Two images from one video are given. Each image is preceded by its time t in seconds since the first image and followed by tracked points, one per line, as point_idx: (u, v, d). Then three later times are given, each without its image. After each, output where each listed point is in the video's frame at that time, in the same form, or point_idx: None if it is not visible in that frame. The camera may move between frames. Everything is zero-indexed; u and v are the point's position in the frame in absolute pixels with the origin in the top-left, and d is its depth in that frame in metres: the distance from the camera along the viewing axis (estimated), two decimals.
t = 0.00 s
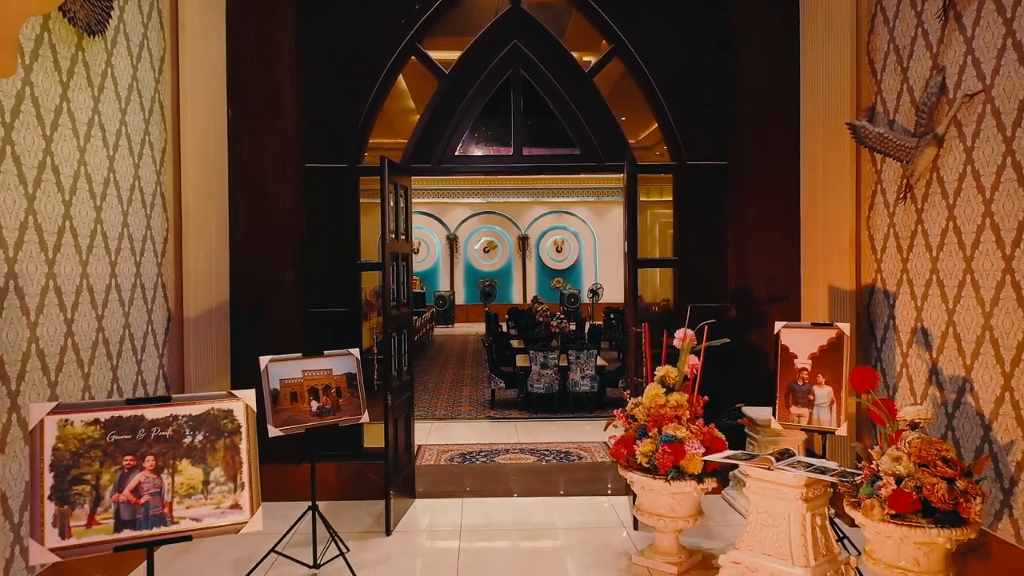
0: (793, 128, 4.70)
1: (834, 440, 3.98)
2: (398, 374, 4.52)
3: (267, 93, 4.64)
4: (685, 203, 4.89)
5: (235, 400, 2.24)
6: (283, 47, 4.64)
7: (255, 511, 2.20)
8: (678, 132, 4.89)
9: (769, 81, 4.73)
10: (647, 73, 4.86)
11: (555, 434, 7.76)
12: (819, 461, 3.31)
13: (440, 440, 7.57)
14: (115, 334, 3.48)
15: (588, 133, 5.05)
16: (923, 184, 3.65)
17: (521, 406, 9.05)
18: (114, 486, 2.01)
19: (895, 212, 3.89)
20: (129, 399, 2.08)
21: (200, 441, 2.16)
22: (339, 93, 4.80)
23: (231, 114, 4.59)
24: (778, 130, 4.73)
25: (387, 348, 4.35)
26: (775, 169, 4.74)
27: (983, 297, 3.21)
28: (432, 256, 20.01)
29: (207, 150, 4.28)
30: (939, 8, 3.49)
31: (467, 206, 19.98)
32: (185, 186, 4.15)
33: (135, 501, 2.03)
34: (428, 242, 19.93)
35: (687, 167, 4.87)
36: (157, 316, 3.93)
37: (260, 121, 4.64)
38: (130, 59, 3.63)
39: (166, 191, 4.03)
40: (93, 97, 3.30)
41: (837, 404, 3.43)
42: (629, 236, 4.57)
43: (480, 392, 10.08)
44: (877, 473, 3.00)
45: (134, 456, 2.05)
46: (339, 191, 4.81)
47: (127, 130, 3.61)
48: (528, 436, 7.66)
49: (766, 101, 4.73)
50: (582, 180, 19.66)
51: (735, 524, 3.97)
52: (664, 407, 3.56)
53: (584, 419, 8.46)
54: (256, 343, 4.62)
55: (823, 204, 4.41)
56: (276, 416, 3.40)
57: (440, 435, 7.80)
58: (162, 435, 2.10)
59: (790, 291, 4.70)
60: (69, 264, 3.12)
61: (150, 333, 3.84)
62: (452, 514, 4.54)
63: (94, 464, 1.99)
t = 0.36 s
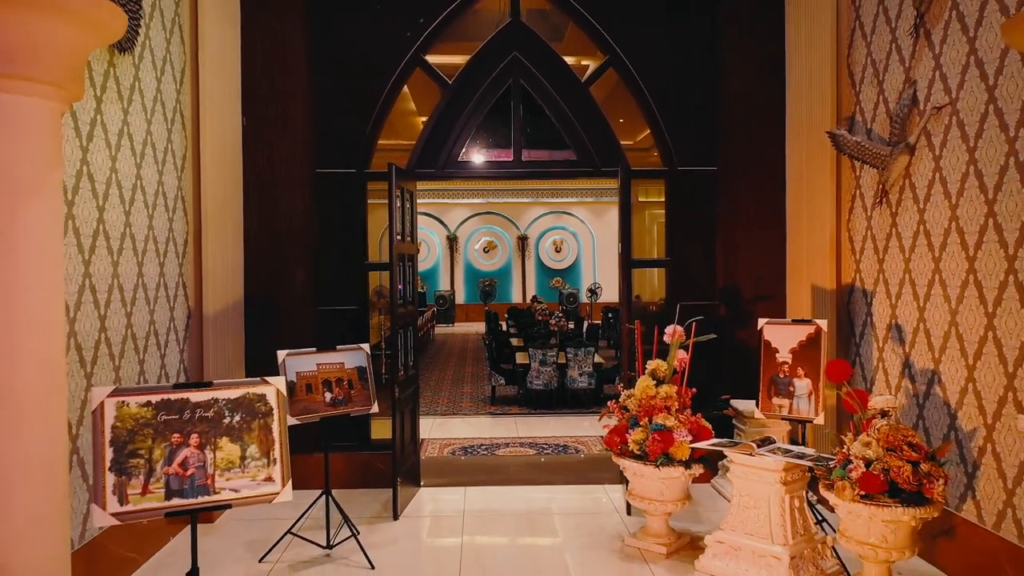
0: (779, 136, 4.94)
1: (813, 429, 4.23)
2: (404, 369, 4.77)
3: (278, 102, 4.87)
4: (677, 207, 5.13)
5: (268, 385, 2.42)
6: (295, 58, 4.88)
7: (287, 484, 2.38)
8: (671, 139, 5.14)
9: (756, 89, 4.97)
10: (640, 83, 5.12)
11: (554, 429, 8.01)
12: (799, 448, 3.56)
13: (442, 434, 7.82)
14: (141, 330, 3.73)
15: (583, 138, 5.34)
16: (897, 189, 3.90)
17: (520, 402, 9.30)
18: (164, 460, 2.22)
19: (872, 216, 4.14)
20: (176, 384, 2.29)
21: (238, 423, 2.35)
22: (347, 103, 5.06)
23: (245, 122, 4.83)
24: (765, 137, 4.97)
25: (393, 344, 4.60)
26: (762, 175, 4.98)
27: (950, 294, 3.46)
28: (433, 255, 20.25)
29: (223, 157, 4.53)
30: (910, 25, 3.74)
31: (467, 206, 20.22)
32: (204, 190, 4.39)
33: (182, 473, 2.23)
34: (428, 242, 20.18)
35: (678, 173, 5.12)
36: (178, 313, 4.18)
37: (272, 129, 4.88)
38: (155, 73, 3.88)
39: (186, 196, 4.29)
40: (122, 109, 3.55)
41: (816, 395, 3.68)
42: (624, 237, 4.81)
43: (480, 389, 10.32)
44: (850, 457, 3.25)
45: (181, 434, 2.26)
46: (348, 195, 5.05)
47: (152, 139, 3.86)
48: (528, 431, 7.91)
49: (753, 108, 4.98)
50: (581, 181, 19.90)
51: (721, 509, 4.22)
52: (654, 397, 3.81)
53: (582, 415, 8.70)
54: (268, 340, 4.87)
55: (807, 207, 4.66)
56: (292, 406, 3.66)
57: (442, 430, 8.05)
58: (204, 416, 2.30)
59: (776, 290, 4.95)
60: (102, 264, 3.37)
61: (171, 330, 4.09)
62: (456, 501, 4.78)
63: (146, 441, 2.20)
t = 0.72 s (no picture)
0: (766, 143, 5.18)
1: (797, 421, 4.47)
2: (410, 366, 5.01)
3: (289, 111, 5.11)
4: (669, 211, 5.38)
5: (292, 374, 2.65)
6: (306, 69, 5.12)
7: (310, 464, 2.60)
8: (663, 145, 5.38)
9: (745, 98, 5.21)
10: (634, 91, 5.36)
11: (552, 424, 8.25)
12: (783, 438, 3.80)
13: (444, 429, 8.06)
14: (164, 327, 3.97)
15: (580, 145, 5.58)
16: (875, 195, 4.14)
17: (520, 398, 9.55)
18: (202, 441, 2.46)
19: (852, 220, 4.38)
20: (211, 373, 2.52)
21: (267, 408, 2.57)
22: (355, 111, 5.30)
23: (258, 130, 5.07)
24: (753, 144, 5.21)
25: (400, 341, 4.83)
26: (751, 180, 5.22)
27: (922, 294, 3.70)
28: (433, 255, 20.49)
29: (237, 163, 4.77)
30: (887, 40, 3.97)
31: (467, 206, 20.44)
32: (220, 194, 4.63)
33: (217, 452, 2.46)
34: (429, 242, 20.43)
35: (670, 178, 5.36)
36: (196, 312, 4.42)
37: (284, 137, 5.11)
38: (176, 85, 4.11)
39: (202, 201, 4.52)
40: (148, 120, 3.78)
41: (799, 389, 3.93)
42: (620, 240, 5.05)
43: (481, 387, 10.56)
44: (827, 445, 3.50)
45: (216, 418, 2.50)
46: (356, 199, 5.29)
47: (173, 147, 4.09)
48: (527, 426, 8.15)
49: (742, 116, 5.21)
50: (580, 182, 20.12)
51: (709, 497, 4.46)
52: (646, 390, 4.05)
53: (580, 411, 8.94)
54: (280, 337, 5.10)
55: (793, 211, 4.90)
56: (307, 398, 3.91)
57: (444, 425, 8.29)
58: (236, 402, 2.53)
59: (764, 290, 5.19)
60: (130, 265, 3.60)
61: (190, 327, 4.32)
62: (459, 490, 5.02)
63: (186, 424, 2.45)
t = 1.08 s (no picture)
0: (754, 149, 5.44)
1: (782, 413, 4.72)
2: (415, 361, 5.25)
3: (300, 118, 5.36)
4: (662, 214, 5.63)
5: (312, 364, 2.89)
6: (315, 78, 5.37)
7: (330, 445, 2.85)
8: (657, 151, 5.63)
9: (735, 106, 5.46)
10: (628, 99, 5.61)
11: (551, 420, 8.49)
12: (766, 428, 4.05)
13: (446, 425, 8.30)
14: (184, 325, 4.21)
15: (576, 151, 5.81)
16: (854, 199, 4.39)
17: (519, 395, 9.80)
18: (233, 424, 2.71)
19: (833, 223, 4.63)
20: (240, 363, 2.78)
21: (291, 395, 2.83)
22: (362, 118, 5.55)
23: (270, 136, 5.32)
24: (742, 150, 5.47)
25: (405, 338, 5.07)
26: (739, 184, 5.47)
27: (896, 292, 3.95)
28: (434, 256, 20.74)
29: (251, 168, 5.02)
30: (864, 54, 4.22)
31: (467, 207, 20.68)
32: (235, 198, 4.88)
33: (247, 434, 2.72)
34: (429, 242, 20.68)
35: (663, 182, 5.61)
36: (213, 310, 4.66)
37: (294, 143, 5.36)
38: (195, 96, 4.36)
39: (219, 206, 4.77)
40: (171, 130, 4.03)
41: (781, 381, 4.18)
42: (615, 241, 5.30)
43: (481, 384, 10.81)
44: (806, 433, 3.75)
45: (246, 404, 2.75)
46: (363, 203, 5.54)
47: (193, 155, 4.34)
48: (527, 422, 8.39)
49: (731, 123, 5.46)
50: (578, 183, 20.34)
51: (699, 485, 4.72)
52: (638, 384, 4.30)
53: (577, 408, 9.18)
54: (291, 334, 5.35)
55: (779, 213, 5.15)
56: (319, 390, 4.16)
57: (445, 421, 8.53)
58: (264, 389, 2.79)
59: (752, 289, 5.44)
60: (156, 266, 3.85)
61: (208, 325, 4.57)
62: (462, 480, 5.27)
63: (219, 409, 2.70)
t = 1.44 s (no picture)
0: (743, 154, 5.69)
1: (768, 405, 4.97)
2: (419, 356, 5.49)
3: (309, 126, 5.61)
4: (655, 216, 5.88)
5: (329, 357, 3.14)
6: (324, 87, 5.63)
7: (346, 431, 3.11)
8: (650, 156, 5.89)
9: (724, 113, 5.72)
10: (623, 106, 5.87)
11: (549, 415, 8.74)
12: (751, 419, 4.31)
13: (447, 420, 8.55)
14: (203, 322, 4.46)
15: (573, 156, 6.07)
16: (835, 203, 4.64)
17: (518, 392, 10.06)
18: (259, 410, 2.97)
19: (816, 225, 4.89)
20: (265, 355, 3.04)
21: (310, 383, 3.08)
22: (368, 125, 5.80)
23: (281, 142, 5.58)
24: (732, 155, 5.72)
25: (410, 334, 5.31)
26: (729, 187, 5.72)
27: (873, 292, 4.20)
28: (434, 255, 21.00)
29: (263, 173, 5.27)
30: (845, 66, 4.47)
31: (467, 207, 20.94)
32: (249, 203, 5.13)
33: (271, 420, 2.98)
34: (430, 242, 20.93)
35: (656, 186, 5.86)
36: (228, 309, 4.91)
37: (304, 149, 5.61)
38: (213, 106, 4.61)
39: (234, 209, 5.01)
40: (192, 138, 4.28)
41: (766, 375, 4.43)
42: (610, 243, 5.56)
43: (482, 381, 11.06)
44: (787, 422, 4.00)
45: (270, 392, 3.01)
46: (369, 206, 5.80)
47: (211, 161, 4.59)
48: (526, 417, 8.64)
49: (721, 130, 5.71)
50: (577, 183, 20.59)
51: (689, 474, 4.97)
52: (631, 377, 4.55)
53: (575, 404, 9.43)
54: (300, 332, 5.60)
55: (767, 216, 5.40)
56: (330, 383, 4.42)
57: (447, 416, 8.78)
58: (286, 379, 3.04)
59: (742, 289, 5.69)
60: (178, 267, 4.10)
61: (224, 323, 4.82)
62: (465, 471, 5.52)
63: (246, 397, 2.96)
